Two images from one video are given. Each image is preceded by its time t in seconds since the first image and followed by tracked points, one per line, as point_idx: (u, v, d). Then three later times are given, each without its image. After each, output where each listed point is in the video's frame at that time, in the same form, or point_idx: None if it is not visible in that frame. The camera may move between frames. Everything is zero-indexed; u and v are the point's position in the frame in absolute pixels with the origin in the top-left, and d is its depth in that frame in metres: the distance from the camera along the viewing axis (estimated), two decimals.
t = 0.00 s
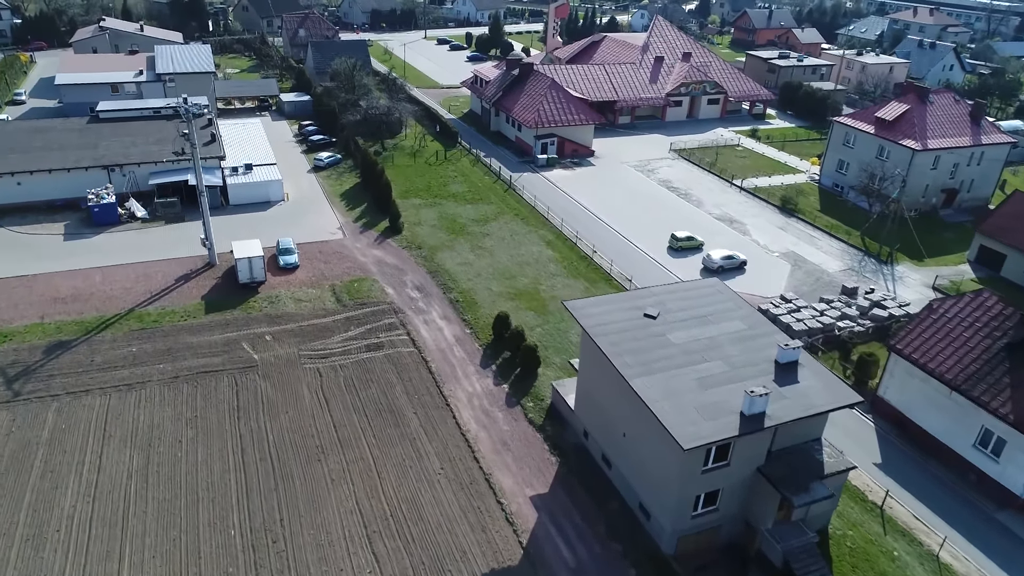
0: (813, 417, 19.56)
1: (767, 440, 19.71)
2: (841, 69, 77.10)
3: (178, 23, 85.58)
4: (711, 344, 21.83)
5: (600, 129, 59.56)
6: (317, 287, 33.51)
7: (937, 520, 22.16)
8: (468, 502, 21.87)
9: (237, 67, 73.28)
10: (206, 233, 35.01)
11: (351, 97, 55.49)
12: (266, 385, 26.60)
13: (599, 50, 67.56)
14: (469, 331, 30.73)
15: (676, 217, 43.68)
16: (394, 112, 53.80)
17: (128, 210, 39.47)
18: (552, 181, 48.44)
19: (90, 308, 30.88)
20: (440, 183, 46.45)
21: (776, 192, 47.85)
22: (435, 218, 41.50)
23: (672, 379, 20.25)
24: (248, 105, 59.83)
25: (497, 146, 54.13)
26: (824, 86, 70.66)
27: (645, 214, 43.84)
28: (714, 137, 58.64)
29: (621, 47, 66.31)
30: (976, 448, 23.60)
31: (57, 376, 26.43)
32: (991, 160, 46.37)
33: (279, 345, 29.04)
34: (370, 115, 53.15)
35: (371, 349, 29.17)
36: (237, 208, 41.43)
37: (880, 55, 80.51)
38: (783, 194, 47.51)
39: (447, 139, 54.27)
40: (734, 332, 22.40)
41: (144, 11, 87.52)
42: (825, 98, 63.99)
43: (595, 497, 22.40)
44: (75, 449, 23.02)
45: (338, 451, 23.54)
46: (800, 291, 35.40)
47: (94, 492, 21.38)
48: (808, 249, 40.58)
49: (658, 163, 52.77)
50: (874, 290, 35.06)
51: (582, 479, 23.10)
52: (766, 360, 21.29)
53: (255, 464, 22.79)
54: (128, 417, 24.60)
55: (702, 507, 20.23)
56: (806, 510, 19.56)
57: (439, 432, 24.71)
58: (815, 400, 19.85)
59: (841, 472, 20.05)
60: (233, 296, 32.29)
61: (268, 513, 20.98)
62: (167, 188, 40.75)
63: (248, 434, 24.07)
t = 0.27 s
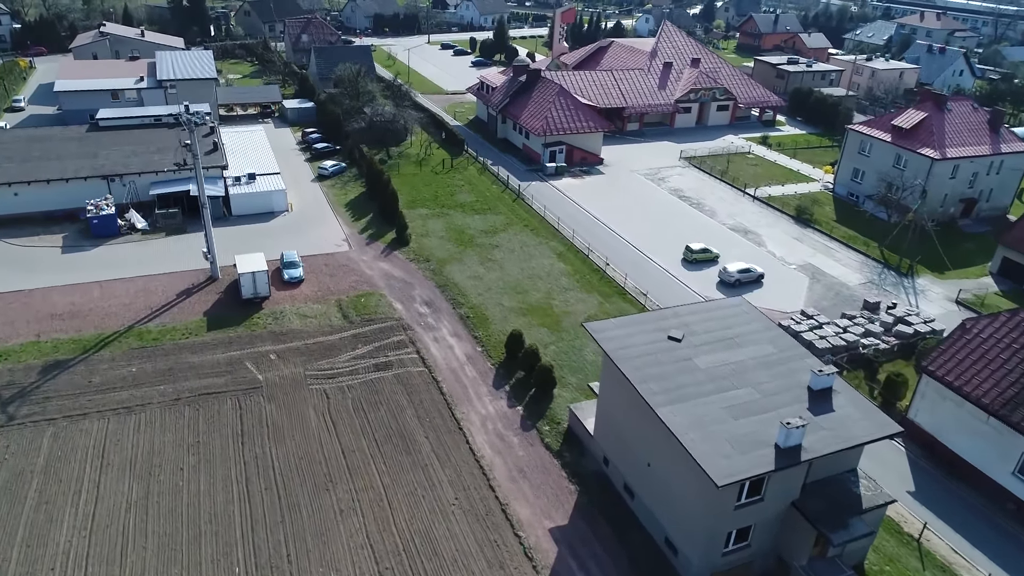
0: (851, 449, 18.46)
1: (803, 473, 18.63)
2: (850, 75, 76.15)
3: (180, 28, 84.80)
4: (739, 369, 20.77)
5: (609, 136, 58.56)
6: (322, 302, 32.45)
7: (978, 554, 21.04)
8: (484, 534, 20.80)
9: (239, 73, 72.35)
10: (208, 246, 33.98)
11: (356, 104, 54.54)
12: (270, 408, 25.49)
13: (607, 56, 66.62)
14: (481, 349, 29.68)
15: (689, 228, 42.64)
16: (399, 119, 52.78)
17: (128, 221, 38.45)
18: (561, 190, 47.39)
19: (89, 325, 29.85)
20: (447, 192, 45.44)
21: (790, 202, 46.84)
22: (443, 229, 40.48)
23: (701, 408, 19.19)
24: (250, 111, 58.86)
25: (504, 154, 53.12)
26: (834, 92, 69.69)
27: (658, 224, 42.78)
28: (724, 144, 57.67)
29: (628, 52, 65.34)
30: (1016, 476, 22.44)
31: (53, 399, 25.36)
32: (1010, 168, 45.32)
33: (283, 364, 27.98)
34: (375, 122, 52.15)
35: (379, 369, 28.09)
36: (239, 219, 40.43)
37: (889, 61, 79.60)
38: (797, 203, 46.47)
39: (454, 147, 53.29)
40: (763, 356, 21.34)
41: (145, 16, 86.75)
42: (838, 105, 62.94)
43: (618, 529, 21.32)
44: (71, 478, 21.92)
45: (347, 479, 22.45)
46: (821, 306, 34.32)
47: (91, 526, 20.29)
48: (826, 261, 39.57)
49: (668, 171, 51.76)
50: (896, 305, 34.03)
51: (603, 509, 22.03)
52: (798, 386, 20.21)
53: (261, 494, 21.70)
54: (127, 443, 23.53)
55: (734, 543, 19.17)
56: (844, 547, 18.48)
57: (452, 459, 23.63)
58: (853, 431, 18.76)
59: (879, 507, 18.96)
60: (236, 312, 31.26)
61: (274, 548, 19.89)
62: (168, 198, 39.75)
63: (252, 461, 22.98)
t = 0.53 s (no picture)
0: (893, 486, 17.35)
1: (843, 512, 17.50)
2: (859, 81, 75.27)
3: (180, 33, 83.88)
4: (770, 397, 19.70)
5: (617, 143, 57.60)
6: (327, 318, 31.40)
7: None
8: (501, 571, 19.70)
9: (240, 79, 71.37)
10: (209, 260, 32.95)
11: (360, 111, 53.56)
12: (274, 433, 24.42)
13: (614, 62, 65.69)
14: (493, 368, 28.62)
15: (702, 239, 41.61)
16: (404, 126, 51.80)
17: (127, 232, 37.37)
18: (570, 200, 46.35)
19: (86, 343, 28.77)
20: (453, 202, 44.44)
21: (804, 212, 45.83)
22: (450, 240, 39.46)
23: (733, 440, 18.13)
24: (252, 118, 57.88)
25: (511, 162, 52.14)
26: (844, 98, 68.76)
27: (670, 235, 41.75)
28: (735, 152, 56.69)
29: (636, 58, 64.42)
30: None
31: (48, 423, 24.27)
32: None
33: (287, 385, 26.91)
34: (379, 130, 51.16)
35: (386, 390, 27.02)
36: (242, 230, 39.41)
37: (897, 66, 78.73)
38: (811, 213, 45.48)
39: (460, 154, 52.30)
40: (794, 382, 20.29)
41: (145, 21, 85.88)
42: (849, 111, 61.98)
43: (642, 565, 20.22)
44: (66, 510, 20.84)
45: (356, 510, 21.37)
46: (841, 322, 33.29)
47: (86, 563, 19.19)
48: (844, 274, 38.54)
49: (678, 180, 50.76)
50: (919, 321, 32.98)
51: (626, 543, 20.92)
52: (833, 415, 19.15)
53: (265, 527, 20.62)
54: (125, 471, 22.45)
55: None
56: None
57: (465, 488, 22.53)
58: (895, 465, 17.67)
59: (923, 545, 17.84)
60: (239, 328, 30.22)
61: None
62: (169, 209, 38.73)
63: (256, 491, 21.89)
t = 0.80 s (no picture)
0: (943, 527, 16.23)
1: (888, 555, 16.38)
2: (868, 86, 74.34)
3: (181, 38, 82.95)
4: (806, 428, 18.62)
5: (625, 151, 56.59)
6: (333, 335, 30.33)
7: None
8: None
9: (242, 85, 70.39)
10: (211, 274, 31.90)
11: (364, 118, 52.55)
12: (279, 460, 23.31)
13: (621, 68, 64.75)
14: (506, 389, 27.54)
15: (716, 250, 40.55)
16: (410, 134, 50.79)
17: (125, 244, 36.29)
18: (580, 210, 45.30)
19: (83, 362, 27.68)
20: (461, 212, 43.41)
21: (820, 222, 44.79)
22: (459, 252, 38.42)
23: (770, 477, 17.03)
24: (254, 125, 56.86)
25: (519, 171, 51.13)
26: (855, 104, 67.79)
27: (683, 247, 40.71)
28: (745, 160, 55.68)
29: (644, 64, 63.46)
30: None
31: (42, 450, 23.16)
32: None
33: (292, 407, 25.82)
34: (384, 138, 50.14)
35: (395, 412, 25.93)
36: (244, 241, 38.37)
37: (907, 72, 77.80)
38: (827, 224, 44.46)
39: (466, 162, 51.28)
40: (829, 411, 19.23)
41: (145, 25, 84.97)
42: (861, 119, 60.90)
43: None
44: (60, 546, 19.73)
45: (366, 545, 20.27)
46: (864, 339, 32.23)
47: None
48: (863, 287, 37.48)
49: (689, 189, 49.73)
50: (944, 338, 31.90)
51: None
52: (874, 448, 18.06)
53: (271, 564, 19.51)
54: (122, 502, 21.33)
55: None
56: None
57: (481, 520, 21.43)
58: (944, 504, 16.56)
59: None
60: (242, 347, 29.15)
61: None
62: (169, 220, 37.69)
63: (260, 524, 20.79)
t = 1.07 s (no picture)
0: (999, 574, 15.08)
1: None
2: (878, 92, 73.41)
3: (182, 43, 82.06)
4: (845, 463, 17.53)
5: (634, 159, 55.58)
6: (339, 354, 29.25)
7: None
8: None
9: (244, 91, 69.42)
10: (212, 290, 30.83)
11: (368, 125, 51.55)
12: (284, 490, 22.20)
13: (629, 74, 63.80)
14: (519, 411, 26.44)
15: (731, 262, 39.50)
16: (415, 142, 49.77)
17: (124, 257, 35.24)
18: (590, 220, 44.24)
19: (79, 383, 26.60)
20: (468, 222, 42.37)
21: (836, 233, 43.75)
22: (467, 265, 37.36)
23: (810, 518, 15.93)
24: (256, 132, 55.83)
25: (526, 180, 50.10)
26: (865, 111, 66.82)
27: (697, 259, 39.64)
28: (756, 168, 54.68)
29: (651, 70, 62.50)
30: None
31: (35, 479, 22.07)
32: None
33: (297, 432, 24.73)
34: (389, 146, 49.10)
35: (405, 438, 24.82)
36: (246, 254, 37.32)
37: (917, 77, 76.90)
38: (843, 235, 43.42)
39: (473, 171, 50.26)
40: (868, 444, 18.15)
41: (146, 30, 84.05)
42: (872, 125, 59.89)
43: None
44: None
45: None
46: (888, 357, 31.18)
47: None
48: (883, 301, 36.41)
49: (700, 198, 48.70)
50: (972, 356, 30.82)
51: None
52: (919, 485, 16.93)
53: None
54: (119, 537, 20.23)
55: None
56: None
57: (497, 555, 20.32)
58: (998, 548, 15.41)
59: None
60: (244, 366, 28.08)
61: None
62: (169, 232, 36.65)
63: (265, 561, 19.68)
